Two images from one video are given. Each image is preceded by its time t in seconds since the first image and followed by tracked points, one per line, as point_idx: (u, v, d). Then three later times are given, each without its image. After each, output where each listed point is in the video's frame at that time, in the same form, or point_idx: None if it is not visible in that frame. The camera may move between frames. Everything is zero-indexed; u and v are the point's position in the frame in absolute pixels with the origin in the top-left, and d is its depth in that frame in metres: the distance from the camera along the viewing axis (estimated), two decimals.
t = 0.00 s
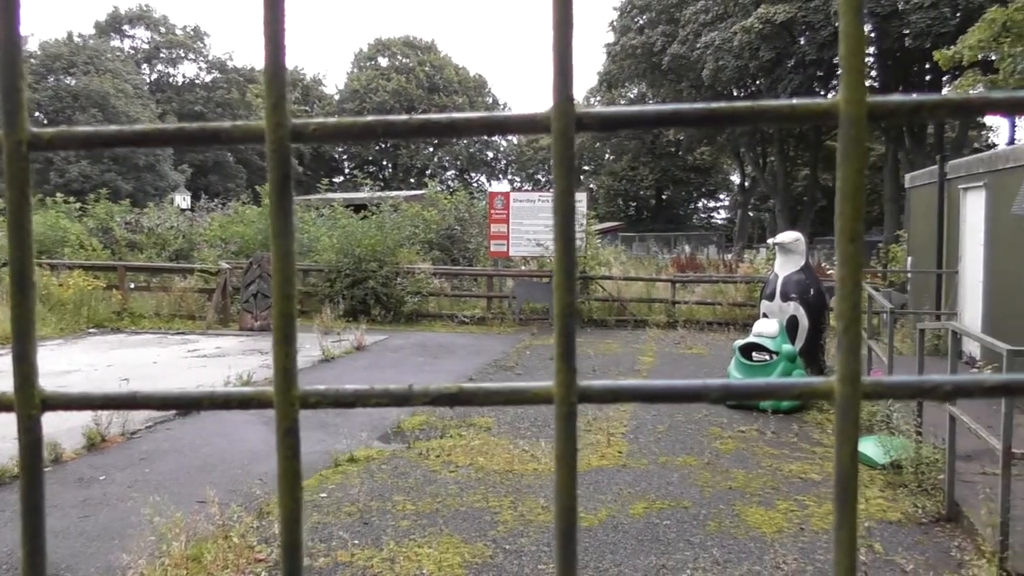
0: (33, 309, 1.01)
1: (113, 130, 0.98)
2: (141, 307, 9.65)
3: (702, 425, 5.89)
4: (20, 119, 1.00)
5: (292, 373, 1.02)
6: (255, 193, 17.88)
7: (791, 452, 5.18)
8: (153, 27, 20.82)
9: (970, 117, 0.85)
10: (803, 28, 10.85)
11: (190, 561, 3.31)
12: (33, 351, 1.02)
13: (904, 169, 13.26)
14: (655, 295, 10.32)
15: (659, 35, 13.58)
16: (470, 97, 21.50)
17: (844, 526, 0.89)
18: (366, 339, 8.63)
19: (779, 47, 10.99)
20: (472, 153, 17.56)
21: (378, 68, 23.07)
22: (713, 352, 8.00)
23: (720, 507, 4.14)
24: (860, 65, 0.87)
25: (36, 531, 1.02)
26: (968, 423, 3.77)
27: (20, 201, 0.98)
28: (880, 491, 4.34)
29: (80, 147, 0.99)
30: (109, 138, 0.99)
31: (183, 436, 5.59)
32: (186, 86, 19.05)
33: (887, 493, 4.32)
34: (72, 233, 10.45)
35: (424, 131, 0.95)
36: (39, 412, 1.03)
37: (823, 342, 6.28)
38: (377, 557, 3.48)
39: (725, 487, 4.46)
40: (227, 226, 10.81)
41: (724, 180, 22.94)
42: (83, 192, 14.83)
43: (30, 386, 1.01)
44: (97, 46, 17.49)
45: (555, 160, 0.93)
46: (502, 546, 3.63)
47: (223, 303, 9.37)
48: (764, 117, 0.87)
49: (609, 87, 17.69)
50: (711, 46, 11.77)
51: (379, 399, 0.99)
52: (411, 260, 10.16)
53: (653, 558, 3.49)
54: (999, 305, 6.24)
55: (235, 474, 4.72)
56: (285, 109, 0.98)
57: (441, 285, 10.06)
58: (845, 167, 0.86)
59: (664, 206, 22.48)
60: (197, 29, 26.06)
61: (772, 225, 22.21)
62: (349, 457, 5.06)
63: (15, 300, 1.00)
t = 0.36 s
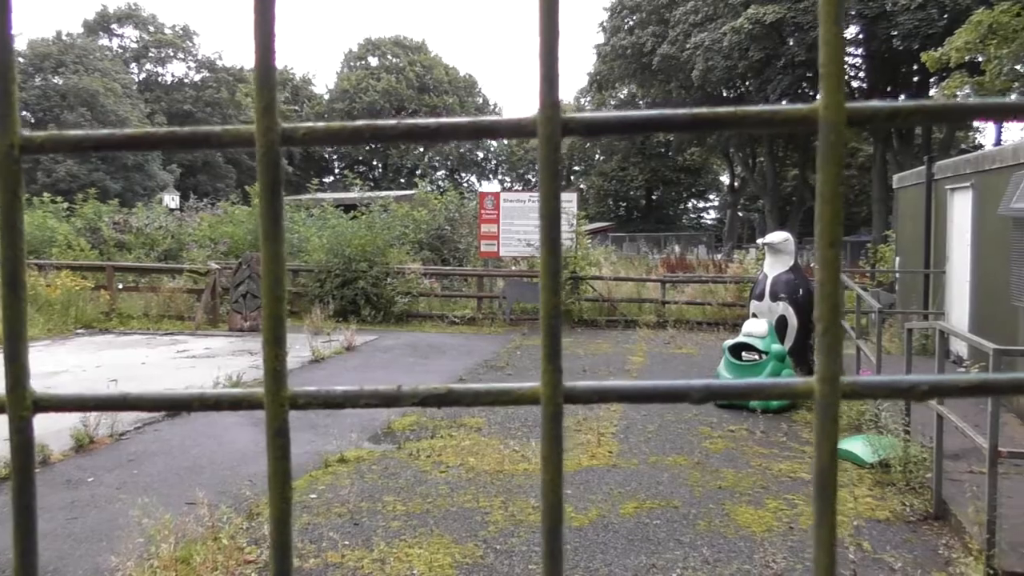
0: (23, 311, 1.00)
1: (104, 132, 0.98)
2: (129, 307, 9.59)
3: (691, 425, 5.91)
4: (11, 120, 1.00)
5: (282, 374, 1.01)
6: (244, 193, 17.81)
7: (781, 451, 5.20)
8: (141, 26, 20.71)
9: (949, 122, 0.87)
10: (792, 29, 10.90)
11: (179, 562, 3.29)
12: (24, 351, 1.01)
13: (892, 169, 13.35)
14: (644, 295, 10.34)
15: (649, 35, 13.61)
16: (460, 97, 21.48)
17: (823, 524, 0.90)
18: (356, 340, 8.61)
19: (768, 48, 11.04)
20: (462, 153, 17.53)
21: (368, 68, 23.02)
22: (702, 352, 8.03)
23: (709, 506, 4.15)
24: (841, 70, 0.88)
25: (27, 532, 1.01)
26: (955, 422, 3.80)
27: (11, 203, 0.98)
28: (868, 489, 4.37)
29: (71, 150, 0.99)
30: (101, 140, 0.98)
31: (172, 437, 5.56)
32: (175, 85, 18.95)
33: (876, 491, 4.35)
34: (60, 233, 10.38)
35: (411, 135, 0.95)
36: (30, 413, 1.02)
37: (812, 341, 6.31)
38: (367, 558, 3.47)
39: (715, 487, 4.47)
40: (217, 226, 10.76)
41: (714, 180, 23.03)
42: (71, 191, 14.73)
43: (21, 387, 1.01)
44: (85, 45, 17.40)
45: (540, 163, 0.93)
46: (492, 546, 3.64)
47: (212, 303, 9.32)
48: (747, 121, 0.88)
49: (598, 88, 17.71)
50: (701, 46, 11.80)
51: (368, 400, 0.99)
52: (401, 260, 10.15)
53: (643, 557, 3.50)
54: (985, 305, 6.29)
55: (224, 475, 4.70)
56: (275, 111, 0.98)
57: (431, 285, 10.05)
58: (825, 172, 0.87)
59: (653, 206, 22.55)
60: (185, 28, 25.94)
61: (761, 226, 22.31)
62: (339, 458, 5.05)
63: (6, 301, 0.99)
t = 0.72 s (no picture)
0: None
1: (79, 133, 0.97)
2: (118, 308, 9.55)
3: (681, 425, 5.92)
4: None
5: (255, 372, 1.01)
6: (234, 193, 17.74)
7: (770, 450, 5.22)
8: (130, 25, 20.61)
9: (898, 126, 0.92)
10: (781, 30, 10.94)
11: (168, 564, 3.28)
12: None
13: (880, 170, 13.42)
14: (635, 295, 10.36)
15: (639, 36, 13.64)
16: (450, 97, 21.45)
17: (782, 508, 0.96)
18: (346, 340, 8.60)
19: (757, 48, 11.07)
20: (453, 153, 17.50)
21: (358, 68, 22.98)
22: (692, 351, 8.05)
23: (699, 505, 4.16)
24: (797, 75, 0.93)
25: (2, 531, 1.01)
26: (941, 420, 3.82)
27: None
28: (857, 488, 4.40)
29: (44, 151, 0.98)
30: (76, 141, 0.98)
31: (161, 438, 5.54)
32: (164, 85, 18.85)
33: (863, 490, 4.38)
34: (47, 234, 10.32)
35: (382, 137, 0.95)
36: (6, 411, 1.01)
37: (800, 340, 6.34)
38: (357, 559, 3.47)
39: (704, 486, 4.49)
40: (206, 227, 10.71)
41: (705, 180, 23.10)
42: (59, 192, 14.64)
43: None
44: (73, 44, 17.31)
45: (509, 165, 0.95)
46: (482, 546, 3.64)
47: (201, 304, 9.28)
48: (710, 125, 0.92)
49: (588, 88, 17.73)
50: (690, 47, 11.84)
51: (340, 395, 0.99)
52: (391, 261, 10.13)
53: (633, 557, 3.51)
54: (973, 305, 6.34)
55: (213, 476, 4.69)
56: (248, 112, 0.97)
57: (421, 285, 10.04)
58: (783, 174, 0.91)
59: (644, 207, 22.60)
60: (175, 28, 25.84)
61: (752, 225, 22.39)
62: (329, 458, 5.05)
63: None
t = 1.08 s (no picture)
0: None
1: (55, 131, 0.96)
2: (106, 308, 9.52)
3: (671, 424, 5.94)
4: None
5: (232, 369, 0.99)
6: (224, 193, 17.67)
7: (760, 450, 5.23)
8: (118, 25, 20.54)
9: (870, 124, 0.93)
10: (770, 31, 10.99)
11: (157, 565, 3.27)
12: None
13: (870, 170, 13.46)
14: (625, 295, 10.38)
15: (629, 36, 13.68)
16: (441, 97, 21.44)
17: (756, 505, 0.96)
18: (336, 340, 8.59)
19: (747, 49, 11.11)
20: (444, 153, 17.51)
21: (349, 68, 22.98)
22: (683, 351, 8.07)
23: (689, 504, 4.18)
24: (769, 74, 0.93)
25: None
26: (929, 419, 3.84)
27: None
28: (846, 487, 4.42)
29: (20, 149, 0.97)
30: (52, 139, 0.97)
31: (151, 438, 5.52)
32: (153, 84, 18.77)
33: (852, 489, 4.41)
34: (35, 234, 10.27)
35: (358, 135, 0.95)
36: None
37: (789, 339, 6.35)
38: (348, 559, 3.47)
39: (695, 485, 4.50)
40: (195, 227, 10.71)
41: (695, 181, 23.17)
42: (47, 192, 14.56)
43: None
44: (62, 43, 17.22)
45: (485, 163, 0.95)
46: (473, 546, 3.65)
47: (191, 304, 9.26)
48: (682, 123, 0.93)
49: (578, 88, 17.74)
50: (681, 47, 11.88)
51: (315, 393, 0.96)
52: (382, 261, 10.12)
53: (623, 556, 3.52)
54: (961, 304, 6.36)
55: (202, 477, 4.68)
56: (224, 111, 0.96)
57: (412, 285, 10.03)
58: (756, 172, 0.92)
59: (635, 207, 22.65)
60: (164, 27, 25.73)
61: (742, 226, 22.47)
62: (320, 458, 5.04)
63: None
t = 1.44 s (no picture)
0: None
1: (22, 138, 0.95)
2: (94, 309, 9.47)
3: (661, 425, 5.94)
4: None
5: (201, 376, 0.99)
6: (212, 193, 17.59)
7: (748, 450, 5.24)
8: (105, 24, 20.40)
9: (837, 133, 0.93)
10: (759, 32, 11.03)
11: (145, 568, 3.25)
12: None
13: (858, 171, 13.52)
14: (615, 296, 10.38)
15: (619, 37, 13.70)
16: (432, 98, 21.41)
17: (723, 509, 0.96)
18: (326, 341, 8.56)
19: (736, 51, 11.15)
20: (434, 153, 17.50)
21: (339, 68, 22.92)
22: (672, 351, 8.09)
23: (678, 505, 4.18)
24: (736, 83, 0.93)
25: None
26: (915, 420, 3.86)
27: None
28: (834, 486, 4.44)
29: None
30: (19, 147, 0.96)
31: (138, 440, 5.49)
32: (141, 84, 18.67)
33: (840, 488, 4.43)
34: (21, 234, 10.20)
35: (326, 143, 0.94)
36: None
37: (778, 340, 6.36)
38: (337, 560, 3.46)
39: (683, 485, 4.50)
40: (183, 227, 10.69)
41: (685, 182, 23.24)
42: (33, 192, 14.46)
43: None
44: (49, 41, 17.12)
45: (452, 171, 0.94)
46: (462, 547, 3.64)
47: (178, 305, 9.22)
48: (649, 132, 0.93)
49: (568, 89, 17.75)
50: (670, 49, 11.91)
51: (285, 401, 0.96)
52: (372, 261, 10.09)
53: (612, 556, 3.53)
54: (947, 305, 6.38)
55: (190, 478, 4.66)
56: (192, 117, 0.95)
57: (402, 286, 10.01)
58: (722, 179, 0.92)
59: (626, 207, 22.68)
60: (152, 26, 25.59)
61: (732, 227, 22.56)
62: (308, 460, 5.03)
63: None
